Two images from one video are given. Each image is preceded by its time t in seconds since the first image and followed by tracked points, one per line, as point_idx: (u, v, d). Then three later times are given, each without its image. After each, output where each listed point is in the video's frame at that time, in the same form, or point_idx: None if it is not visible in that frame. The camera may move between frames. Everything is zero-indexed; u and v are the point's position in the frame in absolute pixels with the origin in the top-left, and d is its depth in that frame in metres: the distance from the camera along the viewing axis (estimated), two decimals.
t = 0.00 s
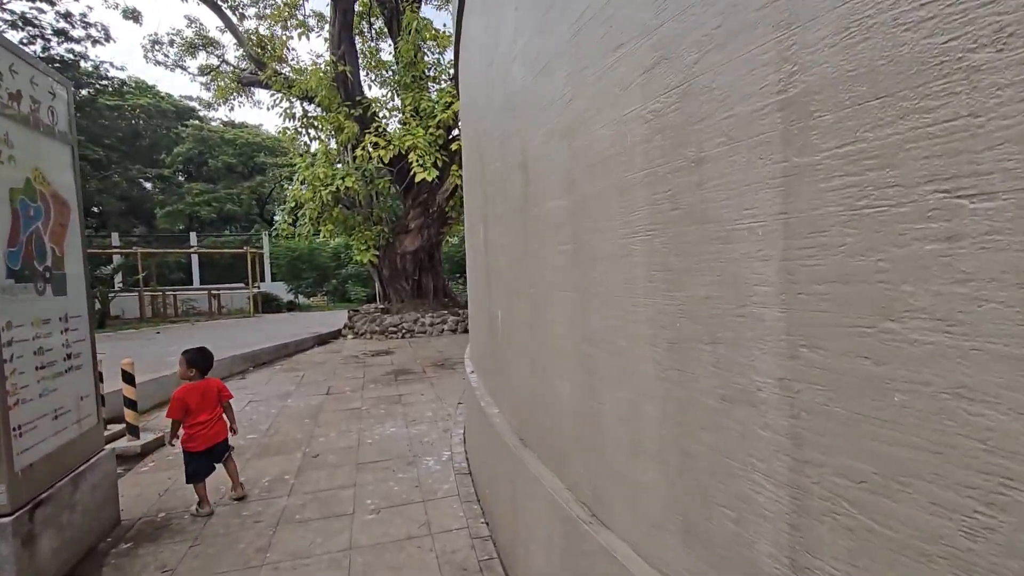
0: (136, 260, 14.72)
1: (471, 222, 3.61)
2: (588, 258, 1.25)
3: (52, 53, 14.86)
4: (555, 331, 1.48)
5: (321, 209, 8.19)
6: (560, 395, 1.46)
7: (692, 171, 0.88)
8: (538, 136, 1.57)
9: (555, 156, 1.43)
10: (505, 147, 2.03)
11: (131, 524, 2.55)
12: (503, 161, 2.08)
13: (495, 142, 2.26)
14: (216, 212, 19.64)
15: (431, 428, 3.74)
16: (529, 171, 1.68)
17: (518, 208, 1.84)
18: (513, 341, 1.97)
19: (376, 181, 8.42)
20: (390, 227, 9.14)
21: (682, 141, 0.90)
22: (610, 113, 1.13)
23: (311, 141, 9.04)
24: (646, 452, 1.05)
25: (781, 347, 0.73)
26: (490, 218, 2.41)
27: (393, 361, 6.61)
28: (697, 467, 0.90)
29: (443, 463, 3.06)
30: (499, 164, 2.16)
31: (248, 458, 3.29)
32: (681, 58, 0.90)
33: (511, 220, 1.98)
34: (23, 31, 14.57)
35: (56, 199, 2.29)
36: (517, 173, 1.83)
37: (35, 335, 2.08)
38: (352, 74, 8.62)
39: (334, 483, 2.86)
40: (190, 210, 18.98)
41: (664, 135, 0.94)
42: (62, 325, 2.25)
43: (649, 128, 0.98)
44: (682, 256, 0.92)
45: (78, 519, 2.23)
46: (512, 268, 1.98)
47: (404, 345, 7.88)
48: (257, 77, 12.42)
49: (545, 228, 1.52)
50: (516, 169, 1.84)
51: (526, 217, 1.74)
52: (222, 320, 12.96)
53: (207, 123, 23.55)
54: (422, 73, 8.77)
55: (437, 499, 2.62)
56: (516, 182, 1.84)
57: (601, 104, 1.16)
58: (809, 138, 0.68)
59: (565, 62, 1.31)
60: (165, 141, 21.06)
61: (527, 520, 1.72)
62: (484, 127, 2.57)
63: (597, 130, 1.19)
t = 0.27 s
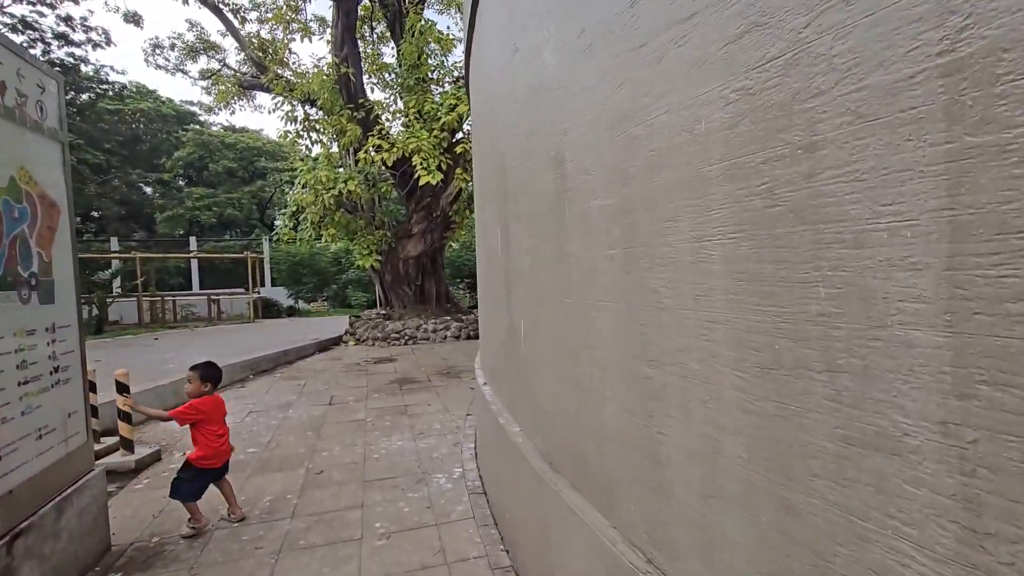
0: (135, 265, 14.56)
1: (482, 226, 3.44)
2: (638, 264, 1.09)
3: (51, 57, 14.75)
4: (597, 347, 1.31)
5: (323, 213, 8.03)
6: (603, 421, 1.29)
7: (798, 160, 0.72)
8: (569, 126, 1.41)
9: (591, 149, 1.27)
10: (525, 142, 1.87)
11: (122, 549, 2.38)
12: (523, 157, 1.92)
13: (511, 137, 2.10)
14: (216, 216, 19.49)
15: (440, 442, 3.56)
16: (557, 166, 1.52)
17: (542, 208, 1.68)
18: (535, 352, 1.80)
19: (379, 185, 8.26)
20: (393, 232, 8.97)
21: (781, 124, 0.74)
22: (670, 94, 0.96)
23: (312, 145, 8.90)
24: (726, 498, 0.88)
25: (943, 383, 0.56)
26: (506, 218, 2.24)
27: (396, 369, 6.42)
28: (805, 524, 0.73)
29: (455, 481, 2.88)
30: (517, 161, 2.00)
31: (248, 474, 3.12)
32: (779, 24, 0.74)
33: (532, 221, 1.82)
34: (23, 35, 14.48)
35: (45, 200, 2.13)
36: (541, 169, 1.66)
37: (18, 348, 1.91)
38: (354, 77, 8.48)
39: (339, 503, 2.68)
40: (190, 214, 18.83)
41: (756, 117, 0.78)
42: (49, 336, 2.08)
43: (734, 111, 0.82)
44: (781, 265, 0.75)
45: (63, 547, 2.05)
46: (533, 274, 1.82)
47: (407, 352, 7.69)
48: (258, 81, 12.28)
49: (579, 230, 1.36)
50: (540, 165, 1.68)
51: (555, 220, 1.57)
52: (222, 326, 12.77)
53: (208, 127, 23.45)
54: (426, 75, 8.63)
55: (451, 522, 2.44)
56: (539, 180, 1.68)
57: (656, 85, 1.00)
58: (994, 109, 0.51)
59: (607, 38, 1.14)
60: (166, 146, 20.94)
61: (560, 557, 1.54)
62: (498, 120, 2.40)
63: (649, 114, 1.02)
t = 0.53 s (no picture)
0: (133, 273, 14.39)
1: (496, 229, 3.29)
2: (719, 267, 0.93)
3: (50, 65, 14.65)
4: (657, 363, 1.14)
5: (325, 219, 7.87)
6: (667, 450, 1.12)
7: (974, 138, 0.56)
8: (618, 113, 1.26)
9: (651, 136, 1.11)
10: (557, 135, 1.72)
11: None
12: (553, 152, 1.77)
13: (538, 131, 1.95)
14: (215, 224, 19.34)
15: (453, 457, 3.38)
16: (601, 159, 1.36)
17: (580, 206, 1.52)
18: (569, 364, 1.64)
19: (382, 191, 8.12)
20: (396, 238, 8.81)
21: (947, 93, 0.59)
22: (769, 65, 0.81)
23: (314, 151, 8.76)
24: (855, 556, 0.72)
25: None
26: (530, 218, 2.08)
27: (401, 379, 6.25)
28: None
29: (473, 502, 2.71)
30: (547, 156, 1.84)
31: (251, 494, 2.94)
32: None
33: (565, 220, 1.66)
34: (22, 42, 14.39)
35: (35, 204, 1.97)
36: (579, 163, 1.51)
37: (5, 365, 1.75)
38: (357, 81, 8.35)
39: (350, 527, 2.50)
40: (189, 222, 18.67)
41: (907, 87, 0.62)
42: (39, 351, 1.92)
43: (871, 82, 0.66)
44: (947, 270, 0.60)
45: None
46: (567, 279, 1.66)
47: (411, 362, 7.50)
48: (259, 87, 12.17)
49: (632, 229, 1.21)
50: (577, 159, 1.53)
51: (597, 219, 1.41)
52: (221, 335, 12.59)
53: (207, 134, 23.35)
54: (429, 80, 8.51)
55: (472, 548, 2.27)
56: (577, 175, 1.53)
57: (749, 56, 0.85)
58: None
59: (676, 10, 1.00)
60: (165, 153, 20.83)
61: None
62: (520, 115, 2.25)
63: (738, 91, 0.87)
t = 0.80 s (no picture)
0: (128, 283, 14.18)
1: (509, 237, 3.13)
2: (827, 282, 0.78)
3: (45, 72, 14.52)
4: (734, 393, 0.98)
5: (325, 227, 7.71)
6: (750, 496, 0.96)
7: None
8: (677, 106, 1.11)
9: (726, 130, 0.96)
10: (591, 133, 1.57)
11: None
12: (586, 152, 1.62)
13: (566, 130, 1.80)
14: (212, 232, 19.15)
15: (464, 478, 3.20)
16: (653, 158, 1.21)
17: (624, 211, 1.37)
18: (609, 385, 1.48)
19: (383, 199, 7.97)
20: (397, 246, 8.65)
21: None
22: (905, 36, 0.66)
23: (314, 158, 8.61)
24: None
25: None
26: (555, 224, 1.93)
27: (405, 391, 6.06)
28: None
29: (490, 529, 2.53)
30: (578, 157, 1.69)
31: (252, 522, 2.76)
32: None
33: (602, 226, 1.51)
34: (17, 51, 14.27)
35: (18, 212, 1.80)
36: (622, 164, 1.36)
37: None
38: (357, 87, 8.23)
39: (360, 559, 2.33)
40: (185, 230, 18.49)
41: None
42: (23, 374, 1.75)
43: None
44: None
45: None
46: (606, 292, 1.51)
47: (413, 373, 7.31)
48: (257, 94, 12.04)
49: (697, 234, 1.05)
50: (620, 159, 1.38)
51: (649, 227, 1.25)
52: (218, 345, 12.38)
53: (204, 143, 23.23)
54: (431, 86, 8.39)
55: None
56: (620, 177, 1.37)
57: (874, 27, 0.70)
58: None
59: None
60: (161, 162, 20.68)
61: None
62: (541, 114, 2.11)
63: (858, 71, 0.72)
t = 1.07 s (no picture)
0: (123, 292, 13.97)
1: (520, 243, 2.98)
2: (964, 297, 0.62)
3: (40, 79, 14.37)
4: (821, 427, 0.83)
5: (323, 234, 7.55)
6: (844, 553, 0.80)
7: None
8: (742, 89, 0.96)
9: (814, 113, 0.81)
10: (625, 127, 1.42)
11: None
12: (619, 148, 1.46)
13: (593, 126, 1.65)
14: (208, 240, 18.96)
15: (473, 498, 3.03)
16: (709, 151, 1.06)
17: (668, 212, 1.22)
18: (649, 408, 1.32)
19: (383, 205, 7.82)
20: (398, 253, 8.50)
21: None
22: None
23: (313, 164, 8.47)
24: None
25: None
26: (580, 227, 1.77)
27: (406, 403, 5.89)
28: None
29: (504, 557, 2.36)
30: (608, 155, 1.54)
31: (248, 549, 2.58)
32: None
33: (640, 230, 1.36)
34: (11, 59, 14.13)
35: None
36: (667, 159, 1.21)
37: None
38: (357, 92, 8.09)
39: None
40: (181, 239, 18.30)
41: None
42: None
43: None
44: None
45: None
46: (644, 303, 1.35)
47: (414, 384, 7.13)
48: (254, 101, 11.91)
49: (770, 238, 0.90)
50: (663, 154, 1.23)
51: (701, 230, 1.10)
52: (213, 355, 12.17)
53: (201, 150, 23.08)
54: (432, 91, 8.27)
55: None
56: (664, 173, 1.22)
57: None
58: None
59: None
60: (157, 169, 20.51)
61: None
62: (563, 110, 1.96)
63: (1017, 32, 0.57)
